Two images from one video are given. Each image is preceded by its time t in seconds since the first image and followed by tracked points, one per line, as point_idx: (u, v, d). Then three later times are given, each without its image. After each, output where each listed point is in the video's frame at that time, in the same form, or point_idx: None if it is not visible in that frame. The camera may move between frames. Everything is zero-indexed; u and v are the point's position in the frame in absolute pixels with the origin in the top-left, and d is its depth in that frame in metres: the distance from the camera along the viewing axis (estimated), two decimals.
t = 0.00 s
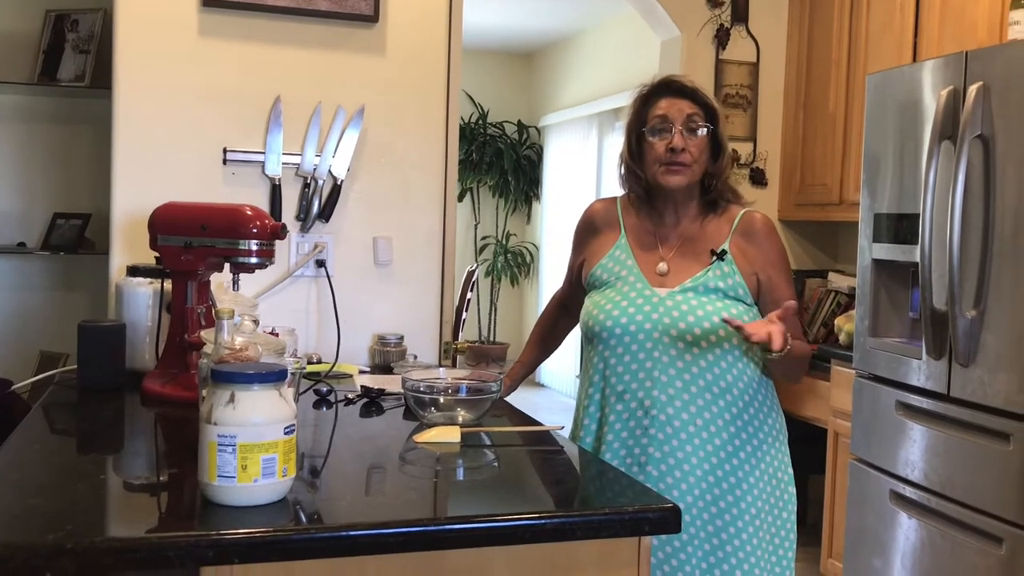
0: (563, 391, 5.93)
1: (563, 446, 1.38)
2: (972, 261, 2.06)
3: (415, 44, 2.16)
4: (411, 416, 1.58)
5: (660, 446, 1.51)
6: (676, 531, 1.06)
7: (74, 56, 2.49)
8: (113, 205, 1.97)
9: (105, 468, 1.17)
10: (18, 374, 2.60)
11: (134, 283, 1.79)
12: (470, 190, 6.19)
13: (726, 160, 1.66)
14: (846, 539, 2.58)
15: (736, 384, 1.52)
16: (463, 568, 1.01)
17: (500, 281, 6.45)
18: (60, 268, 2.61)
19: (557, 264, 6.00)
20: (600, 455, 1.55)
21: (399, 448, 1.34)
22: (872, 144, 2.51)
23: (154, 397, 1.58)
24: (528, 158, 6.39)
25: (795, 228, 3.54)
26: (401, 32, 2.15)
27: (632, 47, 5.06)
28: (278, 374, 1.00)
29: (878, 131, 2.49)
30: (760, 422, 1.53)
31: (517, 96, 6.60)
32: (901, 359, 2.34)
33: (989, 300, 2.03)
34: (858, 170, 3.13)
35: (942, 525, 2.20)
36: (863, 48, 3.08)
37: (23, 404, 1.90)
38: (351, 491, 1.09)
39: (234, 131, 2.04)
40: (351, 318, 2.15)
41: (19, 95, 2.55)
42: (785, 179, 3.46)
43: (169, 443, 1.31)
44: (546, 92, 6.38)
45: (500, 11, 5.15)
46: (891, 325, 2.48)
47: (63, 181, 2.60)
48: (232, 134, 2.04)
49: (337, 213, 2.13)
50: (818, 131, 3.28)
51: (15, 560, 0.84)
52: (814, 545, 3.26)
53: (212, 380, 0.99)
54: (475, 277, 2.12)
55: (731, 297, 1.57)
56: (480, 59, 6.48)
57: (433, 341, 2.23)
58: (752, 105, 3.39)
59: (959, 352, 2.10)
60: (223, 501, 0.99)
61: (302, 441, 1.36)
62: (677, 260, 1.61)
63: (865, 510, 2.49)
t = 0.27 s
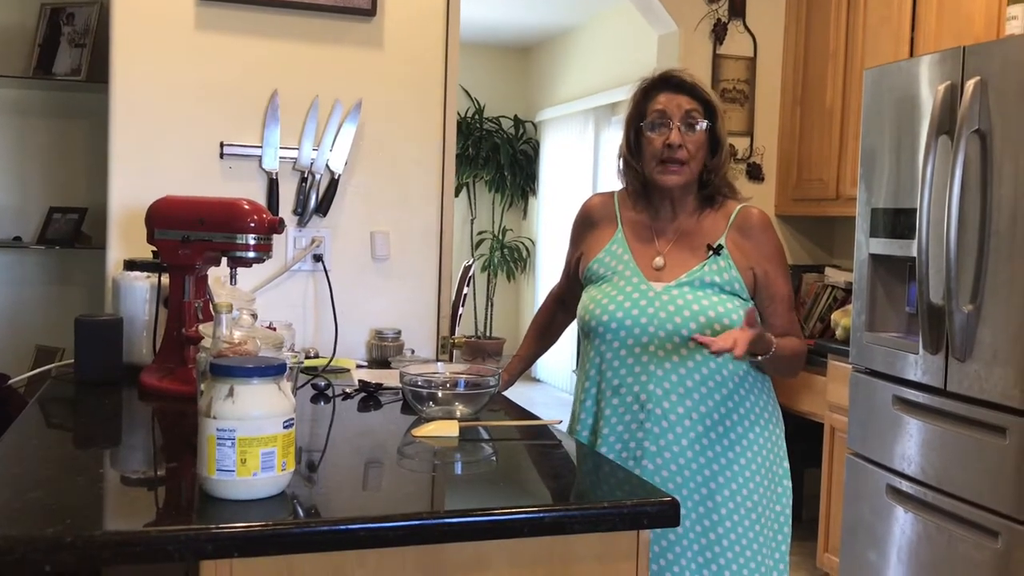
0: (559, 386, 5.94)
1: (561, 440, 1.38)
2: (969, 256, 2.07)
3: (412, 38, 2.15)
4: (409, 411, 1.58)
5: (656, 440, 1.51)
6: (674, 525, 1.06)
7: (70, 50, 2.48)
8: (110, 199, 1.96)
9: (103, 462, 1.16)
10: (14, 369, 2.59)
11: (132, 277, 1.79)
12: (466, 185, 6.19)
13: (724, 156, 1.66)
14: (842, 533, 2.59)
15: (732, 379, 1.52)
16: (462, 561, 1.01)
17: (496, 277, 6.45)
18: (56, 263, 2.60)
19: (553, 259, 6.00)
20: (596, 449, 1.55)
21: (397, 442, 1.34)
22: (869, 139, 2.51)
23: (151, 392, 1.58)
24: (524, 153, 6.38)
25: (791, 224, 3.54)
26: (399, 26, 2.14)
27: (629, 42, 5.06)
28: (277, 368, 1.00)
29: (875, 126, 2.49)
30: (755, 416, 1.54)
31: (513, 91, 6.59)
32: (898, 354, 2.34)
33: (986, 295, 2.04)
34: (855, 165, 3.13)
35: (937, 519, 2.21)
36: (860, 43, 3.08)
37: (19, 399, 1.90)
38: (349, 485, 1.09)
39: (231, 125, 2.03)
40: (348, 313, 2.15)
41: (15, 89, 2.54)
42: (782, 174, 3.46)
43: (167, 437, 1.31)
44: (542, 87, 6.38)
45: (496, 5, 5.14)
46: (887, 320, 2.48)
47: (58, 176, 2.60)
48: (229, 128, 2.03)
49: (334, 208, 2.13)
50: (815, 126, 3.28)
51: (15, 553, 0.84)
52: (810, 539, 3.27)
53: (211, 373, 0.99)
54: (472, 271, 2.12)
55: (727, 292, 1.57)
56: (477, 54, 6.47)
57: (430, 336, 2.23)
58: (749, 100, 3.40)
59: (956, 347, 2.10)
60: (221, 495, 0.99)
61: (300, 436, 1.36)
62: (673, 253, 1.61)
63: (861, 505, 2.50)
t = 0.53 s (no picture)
0: (557, 381, 5.94)
1: (559, 435, 1.39)
2: (966, 252, 2.07)
3: (410, 34, 2.15)
4: (407, 406, 1.58)
5: (653, 434, 1.52)
6: (671, 519, 1.07)
7: (67, 46, 2.48)
8: (108, 195, 1.97)
9: (102, 458, 1.17)
10: (12, 365, 2.59)
11: (129, 273, 1.79)
12: (464, 180, 6.19)
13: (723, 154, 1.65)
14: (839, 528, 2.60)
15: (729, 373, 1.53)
16: (461, 556, 1.02)
17: (494, 272, 6.45)
18: (54, 259, 2.60)
19: (551, 255, 6.00)
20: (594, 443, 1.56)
21: (395, 438, 1.34)
22: (867, 135, 2.52)
23: (150, 387, 1.58)
24: (522, 149, 6.38)
25: (788, 220, 3.55)
26: (397, 22, 2.14)
27: (626, 38, 5.06)
28: (275, 363, 1.00)
29: (873, 122, 2.49)
30: (752, 411, 1.54)
31: (511, 86, 6.59)
32: (895, 349, 2.35)
33: (983, 291, 2.04)
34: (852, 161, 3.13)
35: (933, 514, 2.22)
36: (857, 39, 3.08)
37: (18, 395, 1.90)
38: (347, 480, 1.10)
39: (229, 121, 2.03)
40: (346, 309, 2.15)
41: (13, 85, 2.54)
42: (779, 170, 3.46)
43: (166, 433, 1.31)
44: (540, 82, 6.38)
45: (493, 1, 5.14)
46: (884, 316, 2.49)
47: (56, 172, 2.59)
48: (228, 124, 2.03)
49: (332, 204, 2.13)
50: (813, 121, 3.28)
51: (15, 548, 0.85)
52: (808, 534, 3.28)
53: (210, 369, 0.99)
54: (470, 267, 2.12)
55: (724, 287, 1.57)
56: (474, 49, 6.46)
57: (428, 331, 2.23)
58: (747, 96, 3.40)
59: (952, 343, 2.11)
60: (220, 490, 1.00)
61: (299, 431, 1.37)
62: (672, 246, 1.62)
63: (858, 500, 2.51)
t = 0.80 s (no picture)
0: (557, 380, 5.95)
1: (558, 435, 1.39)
2: (964, 251, 2.07)
3: (408, 34, 2.15)
4: (406, 406, 1.59)
5: (651, 435, 1.52)
6: (667, 519, 1.07)
7: (67, 46, 2.48)
8: (108, 195, 1.97)
9: (102, 457, 1.17)
10: (13, 364, 2.60)
11: (128, 274, 1.79)
12: (464, 180, 6.20)
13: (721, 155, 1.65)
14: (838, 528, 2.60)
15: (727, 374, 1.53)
16: (458, 556, 1.02)
17: (494, 272, 6.46)
18: (54, 258, 2.61)
19: (551, 254, 6.00)
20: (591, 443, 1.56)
21: (393, 438, 1.35)
22: (866, 134, 2.52)
23: (149, 387, 1.59)
24: (522, 148, 6.38)
25: (788, 219, 3.55)
26: (396, 23, 2.14)
27: (626, 38, 5.06)
28: (273, 364, 1.01)
29: (872, 122, 2.49)
30: (749, 411, 1.54)
31: (511, 86, 6.59)
32: (894, 349, 2.35)
33: (981, 291, 2.04)
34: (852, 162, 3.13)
35: (932, 513, 2.22)
36: (857, 39, 3.08)
37: (18, 395, 1.91)
38: (346, 480, 1.10)
39: (228, 121, 2.04)
40: (345, 308, 2.16)
41: (13, 85, 2.55)
42: (779, 170, 3.46)
43: (164, 433, 1.32)
44: (540, 82, 6.37)
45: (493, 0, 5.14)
46: (883, 316, 2.49)
47: (56, 171, 2.60)
48: (226, 125, 2.04)
49: (331, 204, 2.13)
50: (812, 121, 3.28)
51: (13, 548, 0.85)
52: (807, 533, 3.29)
53: (208, 370, 1.00)
54: (469, 267, 2.13)
55: (722, 287, 1.58)
56: (474, 49, 6.47)
57: (427, 331, 2.23)
58: (746, 96, 3.40)
59: (950, 342, 2.11)
60: (218, 490, 1.00)
61: (297, 431, 1.37)
62: (670, 247, 1.62)
63: (856, 499, 2.51)
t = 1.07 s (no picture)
0: (563, 384, 5.95)
1: (560, 440, 1.40)
2: (968, 256, 2.07)
3: (413, 40, 2.16)
4: (409, 410, 1.59)
5: (653, 440, 1.53)
6: (668, 524, 1.07)
7: (75, 51, 2.50)
8: (114, 200, 1.98)
9: (108, 461, 1.18)
10: (20, 367, 2.61)
11: (134, 278, 1.80)
12: (470, 184, 6.21)
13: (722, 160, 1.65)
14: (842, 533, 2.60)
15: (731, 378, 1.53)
16: (458, 560, 1.03)
17: (500, 276, 6.46)
18: (61, 263, 2.62)
19: (556, 258, 6.01)
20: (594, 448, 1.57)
21: (396, 442, 1.35)
22: (871, 139, 2.52)
23: (154, 391, 1.59)
24: (528, 152, 6.39)
25: (793, 224, 3.55)
26: (400, 28, 2.15)
27: (632, 42, 5.06)
28: (276, 368, 1.02)
29: (876, 127, 2.49)
30: (752, 415, 1.55)
31: (517, 90, 6.60)
32: (898, 354, 2.35)
33: (985, 296, 2.04)
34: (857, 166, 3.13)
35: (936, 519, 2.21)
36: (862, 44, 3.08)
37: (25, 399, 1.92)
38: (350, 484, 1.11)
39: (234, 126, 2.05)
40: (350, 313, 2.17)
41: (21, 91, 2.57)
42: (784, 174, 3.46)
43: (170, 436, 1.33)
44: (546, 86, 6.38)
45: (499, 5, 5.15)
46: (888, 320, 2.49)
47: (64, 176, 2.62)
48: (232, 130, 2.05)
49: (336, 208, 2.14)
50: (818, 126, 3.28)
51: (18, 551, 0.86)
52: (812, 538, 3.28)
53: (211, 374, 1.01)
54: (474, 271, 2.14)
55: (724, 292, 1.58)
56: (481, 53, 6.48)
57: (432, 336, 2.24)
58: (751, 100, 3.41)
59: (954, 347, 2.11)
60: (221, 494, 1.01)
61: (301, 435, 1.38)
62: (672, 252, 1.63)
63: (861, 504, 2.51)
